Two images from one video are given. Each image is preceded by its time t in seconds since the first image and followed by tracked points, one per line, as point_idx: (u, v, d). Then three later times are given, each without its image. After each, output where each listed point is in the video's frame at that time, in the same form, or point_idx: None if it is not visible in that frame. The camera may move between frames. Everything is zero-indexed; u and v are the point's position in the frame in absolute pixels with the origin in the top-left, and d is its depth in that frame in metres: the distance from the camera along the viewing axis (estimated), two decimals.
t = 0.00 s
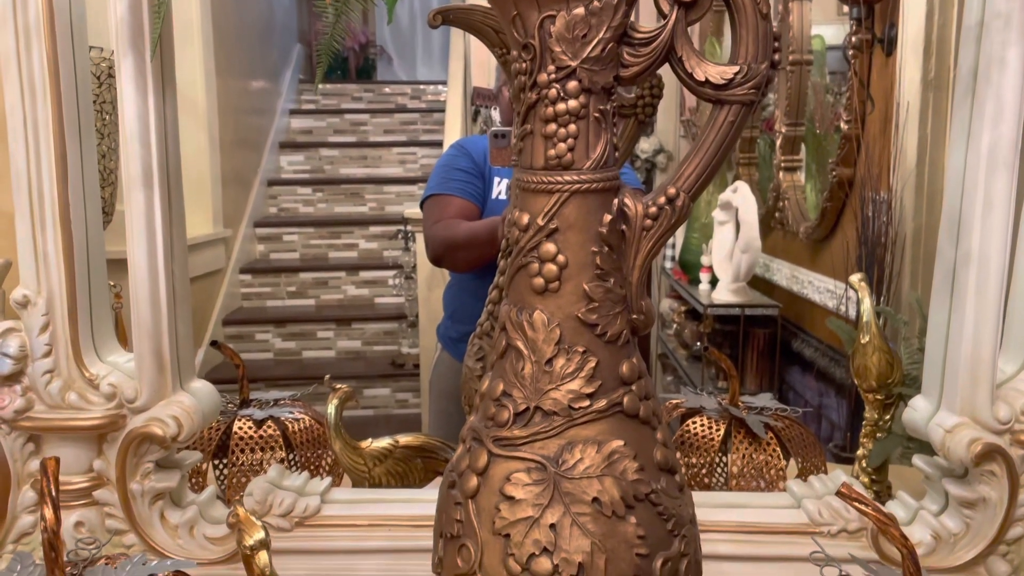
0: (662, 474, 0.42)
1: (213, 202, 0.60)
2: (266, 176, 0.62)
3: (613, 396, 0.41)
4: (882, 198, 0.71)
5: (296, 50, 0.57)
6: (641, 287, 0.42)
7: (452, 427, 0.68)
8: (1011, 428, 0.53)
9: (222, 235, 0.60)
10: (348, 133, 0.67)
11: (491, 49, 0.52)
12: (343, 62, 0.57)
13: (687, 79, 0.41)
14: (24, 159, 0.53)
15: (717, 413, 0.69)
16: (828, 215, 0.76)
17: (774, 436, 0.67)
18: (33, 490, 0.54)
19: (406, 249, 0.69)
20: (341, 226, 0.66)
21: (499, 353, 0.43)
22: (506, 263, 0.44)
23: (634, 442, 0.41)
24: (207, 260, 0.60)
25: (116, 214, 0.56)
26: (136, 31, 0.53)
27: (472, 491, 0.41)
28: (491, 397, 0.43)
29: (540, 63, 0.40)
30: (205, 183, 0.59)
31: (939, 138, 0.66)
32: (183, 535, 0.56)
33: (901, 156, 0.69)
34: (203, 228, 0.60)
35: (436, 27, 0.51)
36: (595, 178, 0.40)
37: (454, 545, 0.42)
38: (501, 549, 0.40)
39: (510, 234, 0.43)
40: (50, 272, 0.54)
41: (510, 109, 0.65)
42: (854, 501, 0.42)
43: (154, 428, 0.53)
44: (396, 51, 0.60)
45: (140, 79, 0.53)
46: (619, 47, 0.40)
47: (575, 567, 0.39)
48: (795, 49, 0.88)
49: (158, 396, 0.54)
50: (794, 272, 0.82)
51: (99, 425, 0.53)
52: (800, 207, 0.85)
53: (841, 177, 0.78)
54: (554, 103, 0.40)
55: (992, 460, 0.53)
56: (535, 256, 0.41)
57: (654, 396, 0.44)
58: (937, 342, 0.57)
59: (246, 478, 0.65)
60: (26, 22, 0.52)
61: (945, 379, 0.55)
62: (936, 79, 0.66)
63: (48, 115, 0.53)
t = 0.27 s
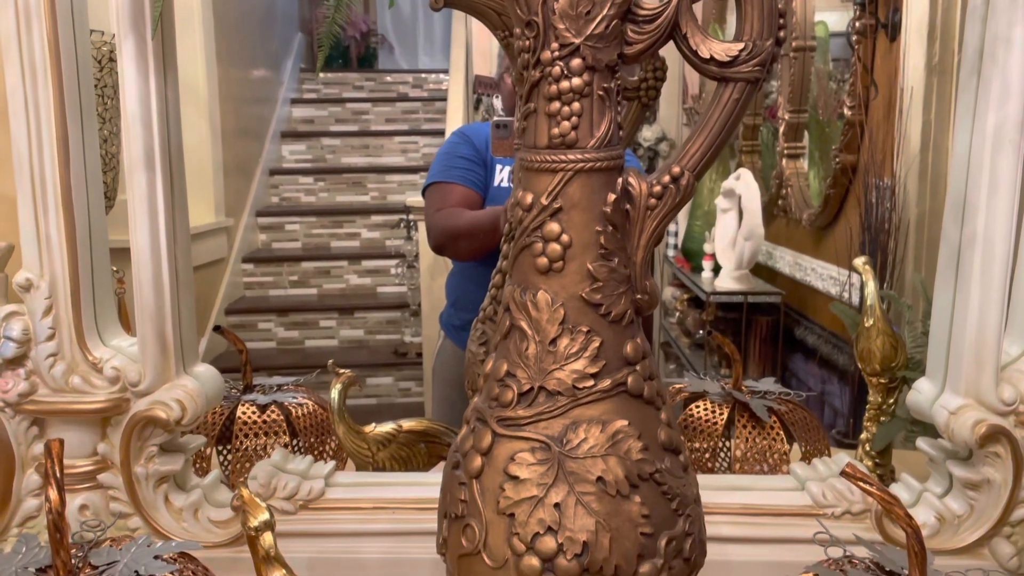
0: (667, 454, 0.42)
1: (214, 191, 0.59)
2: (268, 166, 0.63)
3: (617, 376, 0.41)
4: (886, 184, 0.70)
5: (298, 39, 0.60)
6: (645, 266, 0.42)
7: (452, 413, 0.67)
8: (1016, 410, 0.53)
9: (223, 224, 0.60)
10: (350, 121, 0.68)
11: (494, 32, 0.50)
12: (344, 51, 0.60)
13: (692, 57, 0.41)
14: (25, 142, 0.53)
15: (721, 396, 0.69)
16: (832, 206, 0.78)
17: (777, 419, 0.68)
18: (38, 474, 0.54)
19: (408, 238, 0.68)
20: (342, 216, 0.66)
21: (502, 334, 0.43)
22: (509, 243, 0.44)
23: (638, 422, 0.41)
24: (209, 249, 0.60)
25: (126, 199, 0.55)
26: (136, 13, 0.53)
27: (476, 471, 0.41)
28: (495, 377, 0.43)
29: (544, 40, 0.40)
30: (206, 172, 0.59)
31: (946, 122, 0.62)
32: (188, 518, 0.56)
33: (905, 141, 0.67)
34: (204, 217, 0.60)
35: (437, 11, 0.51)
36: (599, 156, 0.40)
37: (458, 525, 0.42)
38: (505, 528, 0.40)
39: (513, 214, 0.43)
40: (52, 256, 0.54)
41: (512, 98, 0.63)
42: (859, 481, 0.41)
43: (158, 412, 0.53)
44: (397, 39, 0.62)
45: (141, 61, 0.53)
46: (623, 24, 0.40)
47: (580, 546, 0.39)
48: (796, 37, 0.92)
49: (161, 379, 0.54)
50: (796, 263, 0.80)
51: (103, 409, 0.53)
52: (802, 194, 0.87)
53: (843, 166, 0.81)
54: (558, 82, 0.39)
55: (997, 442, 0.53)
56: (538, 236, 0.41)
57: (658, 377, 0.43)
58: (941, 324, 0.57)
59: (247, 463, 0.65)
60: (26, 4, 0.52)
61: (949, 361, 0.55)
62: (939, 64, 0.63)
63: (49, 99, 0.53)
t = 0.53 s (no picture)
0: (671, 434, 0.42)
1: (217, 181, 0.60)
2: (268, 155, 0.62)
3: (622, 356, 0.41)
4: (890, 170, 0.66)
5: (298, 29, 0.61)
6: (649, 247, 0.42)
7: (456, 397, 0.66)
8: (1021, 391, 0.53)
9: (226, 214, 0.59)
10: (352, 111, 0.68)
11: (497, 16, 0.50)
12: (345, 39, 0.61)
13: (697, 35, 0.41)
14: (28, 125, 0.53)
15: (725, 381, 0.71)
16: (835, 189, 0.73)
17: (781, 403, 0.69)
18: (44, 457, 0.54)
19: (410, 227, 0.67)
20: (344, 205, 0.66)
21: (506, 315, 0.43)
22: (513, 224, 0.44)
23: (643, 401, 0.41)
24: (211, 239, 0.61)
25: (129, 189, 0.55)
26: None
27: (481, 451, 0.41)
28: (499, 357, 0.43)
29: (548, 18, 0.40)
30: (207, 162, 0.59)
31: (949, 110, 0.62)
32: (193, 502, 0.56)
33: (908, 128, 0.65)
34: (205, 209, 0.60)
35: None
36: (604, 135, 0.40)
37: (463, 505, 0.42)
38: (510, 507, 0.40)
39: (517, 194, 0.43)
40: (56, 239, 0.54)
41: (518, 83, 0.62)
42: (864, 460, 0.41)
43: (162, 395, 0.53)
44: (399, 29, 0.63)
45: (143, 44, 0.53)
46: (627, 2, 0.40)
47: (585, 525, 0.39)
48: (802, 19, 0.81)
49: (165, 363, 0.54)
50: (800, 247, 0.74)
51: (107, 392, 0.53)
52: (806, 180, 0.78)
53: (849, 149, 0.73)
54: (562, 60, 0.39)
55: (1001, 424, 0.53)
56: (542, 216, 0.41)
57: (663, 357, 0.43)
58: (946, 306, 0.57)
59: (251, 448, 0.65)
60: None
61: (953, 343, 0.55)
62: (944, 50, 0.63)
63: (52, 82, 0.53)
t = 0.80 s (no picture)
0: (674, 413, 0.42)
1: (218, 169, 0.59)
2: (268, 145, 0.61)
3: (625, 334, 0.41)
4: (893, 155, 0.67)
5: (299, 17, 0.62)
6: (652, 225, 0.42)
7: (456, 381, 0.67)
8: None
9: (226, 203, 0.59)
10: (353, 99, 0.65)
11: None
12: (346, 28, 0.63)
13: (698, 10, 0.40)
14: (27, 107, 0.53)
15: (727, 363, 0.71)
16: (838, 176, 0.70)
17: (784, 386, 0.70)
18: (47, 440, 0.54)
19: (412, 216, 0.66)
20: (345, 194, 0.64)
21: (508, 294, 0.43)
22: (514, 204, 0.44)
23: (646, 380, 0.41)
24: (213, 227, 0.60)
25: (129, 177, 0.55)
26: None
27: (484, 430, 0.41)
28: (501, 337, 0.43)
29: None
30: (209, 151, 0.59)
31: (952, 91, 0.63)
32: (196, 484, 0.56)
33: (913, 110, 0.66)
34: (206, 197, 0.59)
35: None
36: (606, 112, 0.40)
37: (466, 484, 0.42)
38: (513, 486, 0.40)
39: (519, 173, 0.42)
40: (57, 222, 0.54)
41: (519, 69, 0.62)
42: (866, 439, 0.41)
43: (165, 377, 0.53)
44: (399, 17, 0.65)
45: (142, 25, 0.53)
46: None
47: (588, 502, 0.39)
48: None
49: (167, 346, 0.54)
50: (803, 234, 0.71)
51: (110, 375, 0.53)
52: (809, 167, 0.74)
53: (851, 135, 0.71)
54: (564, 36, 0.39)
55: (1005, 404, 0.53)
56: (545, 194, 0.41)
57: (666, 335, 0.43)
58: (950, 287, 0.56)
59: (252, 433, 0.64)
60: None
61: (957, 325, 0.55)
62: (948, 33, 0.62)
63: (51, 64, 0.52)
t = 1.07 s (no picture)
0: (676, 394, 0.42)
1: (219, 159, 0.59)
2: (271, 135, 0.61)
3: (626, 316, 0.41)
4: (895, 142, 0.67)
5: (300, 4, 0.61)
6: (654, 207, 0.42)
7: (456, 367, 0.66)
8: None
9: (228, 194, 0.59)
10: (353, 90, 0.64)
11: None
12: (347, 18, 0.62)
13: None
14: (28, 93, 0.53)
15: (729, 349, 0.69)
16: (841, 164, 0.74)
17: (786, 371, 0.68)
18: (48, 426, 0.54)
19: (413, 206, 0.66)
20: (346, 184, 0.64)
21: (510, 277, 0.43)
22: (516, 186, 0.43)
23: (648, 361, 0.41)
24: (215, 217, 0.60)
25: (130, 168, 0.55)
26: None
27: (485, 412, 0.41)
28: (503, 319, 0.42)
29: None
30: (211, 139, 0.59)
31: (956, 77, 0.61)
32: (199, 470, 0.56)
33: (916, 97, 0.66)
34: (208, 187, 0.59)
35: None
36: (607, 92, 0.40)
37: (468, 466, 0.42)
38: (515, 468, 0.40)
39: (520, 154, 0.42)
40: (57, 207, 0.53)
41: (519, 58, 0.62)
42: (869, 420, 0.41)
43: (166, 362, 0.53)
44: (400, 7, 0.63)
45: (141, 9, 0.53)
46: None
47: (590, 484, 0.39)
48: None
49: (169, 331, 0.54)
50: (806, 223, 0.76)
51: (111, 360, 0.53)
52: (811, 155, 0.82)
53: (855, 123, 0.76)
54: (565, 15, 0.39)
55: (1008, 387, 0.53)
56: (546, 175, 0.41)
57: (668, 317, 0.43)
58: (954, 270, 0.56)
59: (254, 418, 0.64)
60: None
61: (961, 310, 0.55)
62: (951, 18, 0.61)
63: (51, 49, 0.52)
